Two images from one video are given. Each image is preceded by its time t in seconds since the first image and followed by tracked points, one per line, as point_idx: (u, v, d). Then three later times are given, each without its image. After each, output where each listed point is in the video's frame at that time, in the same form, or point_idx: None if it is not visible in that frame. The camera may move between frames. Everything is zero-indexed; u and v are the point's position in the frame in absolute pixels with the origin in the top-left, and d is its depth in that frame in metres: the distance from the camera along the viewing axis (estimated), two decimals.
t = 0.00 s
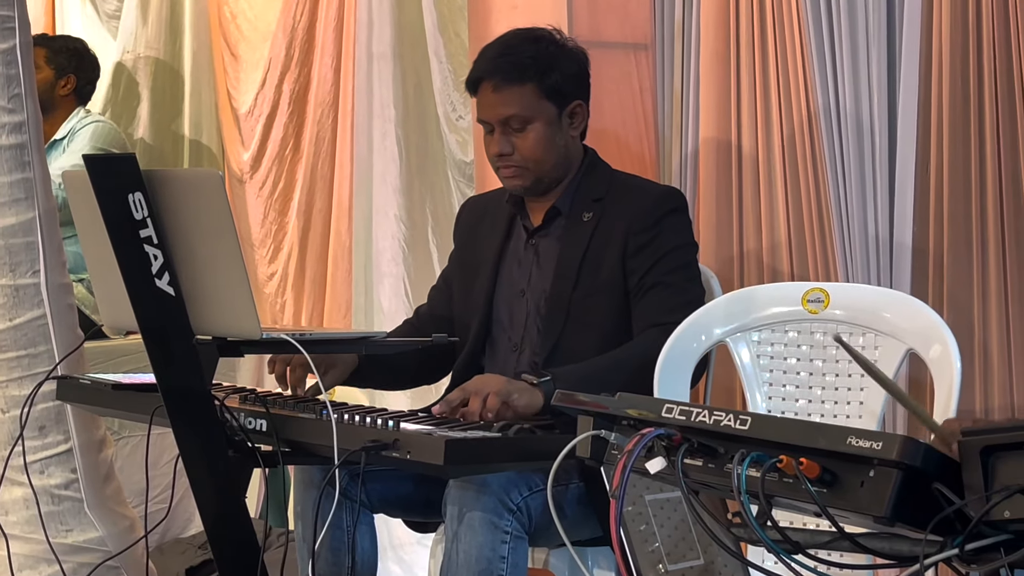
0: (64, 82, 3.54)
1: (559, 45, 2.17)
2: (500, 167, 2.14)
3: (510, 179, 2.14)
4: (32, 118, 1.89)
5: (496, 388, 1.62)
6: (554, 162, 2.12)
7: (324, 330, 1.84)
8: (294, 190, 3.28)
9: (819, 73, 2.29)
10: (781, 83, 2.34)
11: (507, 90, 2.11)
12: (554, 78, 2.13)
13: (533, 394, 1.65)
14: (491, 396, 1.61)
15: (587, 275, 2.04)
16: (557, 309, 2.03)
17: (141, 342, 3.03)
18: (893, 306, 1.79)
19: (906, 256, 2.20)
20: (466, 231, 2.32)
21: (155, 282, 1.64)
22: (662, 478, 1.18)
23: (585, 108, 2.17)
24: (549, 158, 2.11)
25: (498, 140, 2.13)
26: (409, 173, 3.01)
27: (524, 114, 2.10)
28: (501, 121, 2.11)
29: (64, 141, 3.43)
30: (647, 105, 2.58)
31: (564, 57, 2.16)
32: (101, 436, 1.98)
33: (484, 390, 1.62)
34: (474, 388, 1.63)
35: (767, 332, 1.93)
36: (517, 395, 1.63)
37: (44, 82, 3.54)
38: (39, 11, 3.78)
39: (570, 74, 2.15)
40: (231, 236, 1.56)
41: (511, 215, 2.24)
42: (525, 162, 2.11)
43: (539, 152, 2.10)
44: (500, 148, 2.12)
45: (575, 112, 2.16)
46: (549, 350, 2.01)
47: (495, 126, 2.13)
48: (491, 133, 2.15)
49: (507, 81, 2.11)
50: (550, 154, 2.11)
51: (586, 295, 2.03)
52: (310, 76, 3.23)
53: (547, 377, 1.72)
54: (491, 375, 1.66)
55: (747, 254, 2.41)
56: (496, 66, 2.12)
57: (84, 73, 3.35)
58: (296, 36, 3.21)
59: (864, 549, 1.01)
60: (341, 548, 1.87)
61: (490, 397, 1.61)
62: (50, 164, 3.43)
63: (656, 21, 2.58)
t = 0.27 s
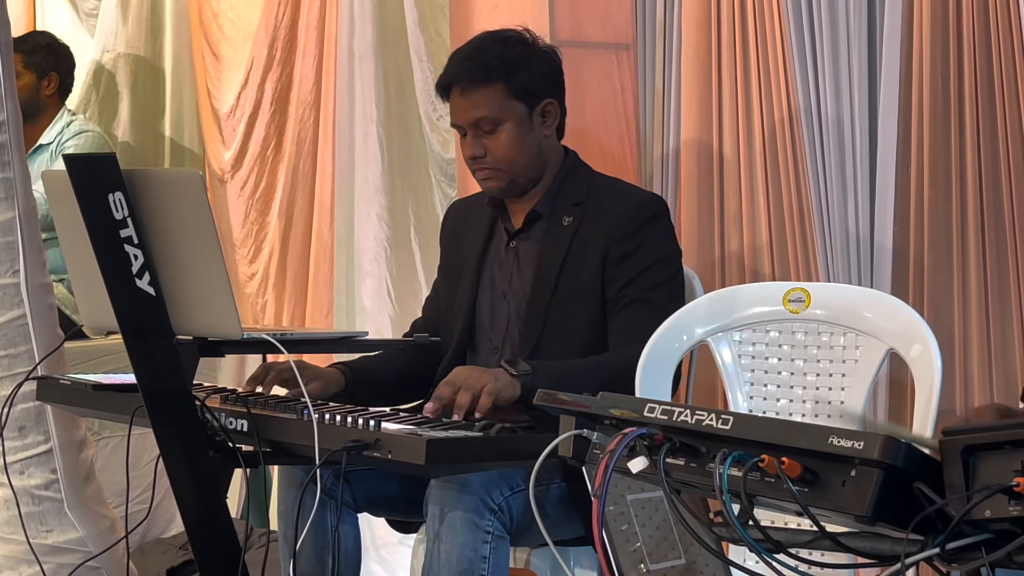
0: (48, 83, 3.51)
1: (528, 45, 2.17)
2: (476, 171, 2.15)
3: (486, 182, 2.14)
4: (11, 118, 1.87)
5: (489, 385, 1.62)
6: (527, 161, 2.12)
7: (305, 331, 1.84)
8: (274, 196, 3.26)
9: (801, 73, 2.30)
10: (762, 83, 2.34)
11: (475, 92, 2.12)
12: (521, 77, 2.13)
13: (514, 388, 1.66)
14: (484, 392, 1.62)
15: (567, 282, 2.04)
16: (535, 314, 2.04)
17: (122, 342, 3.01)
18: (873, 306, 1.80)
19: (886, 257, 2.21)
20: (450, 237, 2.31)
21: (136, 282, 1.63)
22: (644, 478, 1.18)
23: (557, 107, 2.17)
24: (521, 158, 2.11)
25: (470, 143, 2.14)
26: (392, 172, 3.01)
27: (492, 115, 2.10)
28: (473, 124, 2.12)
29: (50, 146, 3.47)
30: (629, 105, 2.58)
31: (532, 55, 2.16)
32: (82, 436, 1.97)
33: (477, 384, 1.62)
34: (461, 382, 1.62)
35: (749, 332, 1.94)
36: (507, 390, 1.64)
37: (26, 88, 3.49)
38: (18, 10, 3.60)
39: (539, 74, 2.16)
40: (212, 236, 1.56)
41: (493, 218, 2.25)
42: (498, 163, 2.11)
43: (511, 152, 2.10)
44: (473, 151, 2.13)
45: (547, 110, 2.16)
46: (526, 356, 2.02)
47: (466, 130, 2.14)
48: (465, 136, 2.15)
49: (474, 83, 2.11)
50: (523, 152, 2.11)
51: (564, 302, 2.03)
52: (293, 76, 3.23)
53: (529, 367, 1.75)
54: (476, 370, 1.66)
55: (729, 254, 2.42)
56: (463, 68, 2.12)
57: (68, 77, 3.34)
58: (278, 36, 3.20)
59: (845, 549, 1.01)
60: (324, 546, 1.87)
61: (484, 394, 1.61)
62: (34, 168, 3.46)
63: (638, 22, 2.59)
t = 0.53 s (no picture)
0: (23, 85, 3.46)
1: (520, 46, 2.16)
2: (466, 173, 2.14)
3: (475, 184, 2.14)
4: None
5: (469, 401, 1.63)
6: (517, 164, 2.11)
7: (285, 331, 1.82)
8: (252, 199, 3.25)
9: (780, 73, 2.30)
10: (741, 84, 2.35)
11: (468, 94, 2.10)
12: (513, 79, 2.12)
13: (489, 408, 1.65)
14: (465, 406, 1.62)
15: (549, 288, 2.03)
16: (517, 319, 2.03)
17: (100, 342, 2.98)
18: (853, 306, 1.81)
19: (866, 257, 2.21)
20: (438, 229, 2.31)
21: (115, 282, 1.61)
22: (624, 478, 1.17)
23: (548, 109, 2.16)
24: (512, 161, 2.10)
25: (460, 145, 2.13)
26: (372, 174, 3.00)
27: (484, 116, 2.09)
28: (464, 126, 2.11)
29: (29, 146, 3.40)
30: (609, 105, 2.58)
31: (523, 56, 2.14)
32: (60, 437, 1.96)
33: (457, 398, 1.63)
34: (442, 395, 1.63)
35: (729, 332, 1.94)
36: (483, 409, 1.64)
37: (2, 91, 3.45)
38: None
39: (532, 76, 2.14)
40: (192, 236, 1.55)
41: (481, 217, 2.24)
42: (488, 166, 2.10)
43: (501, 154, 2.09)
44: (464, 152, 2.11)
45: (538, 113, 2.14)
46: (505, 362, 2.02)
47: (457, 132, 2.13)
48: (455, 137, 2.14)
49: (465, 86, 2.10)
50: (512, 155, 2.10)
51: (546, 307, 2.03)
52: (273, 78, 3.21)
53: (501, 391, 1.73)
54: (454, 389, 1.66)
55: (708, 254, 2.42)
56: (453, 71, 2.11)
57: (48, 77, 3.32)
58: (258, 36, 3.18)
59: (825, 548, 1.01)
60: (304, 548, 1.86)
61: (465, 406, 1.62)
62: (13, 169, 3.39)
63: (618, 22, 2.60)
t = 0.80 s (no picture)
0: None
1: (520, 46, 2.16)
2: (455, 168, 2.13)
3: (464, 181, 2.13)
4: None
5: (446, 402, 1.62)
6: (508, 163, 2.11)
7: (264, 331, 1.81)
8: (230, 201, 3.24)
9: (758, 73, 2.31)
10: (719, 83, 2.36)
11: (463, 91, 2.10)
12: (511, 79, 2.12)
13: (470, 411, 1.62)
14: (441, 409, 1.60)
15: (534, 284, 2.04)
16: (499, 318, 2.02)
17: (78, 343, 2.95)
18: (830, 306, 1.82)
19: (843, 258, 2.21)
20: (419, 225, 2.30)
21: (92, 283, 1.60)
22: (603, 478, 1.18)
23: (542, 111, 2.16)
24: (503, 160, 2.10)
25: (452, 141, 2.12)
26: (351, 174, 2.99)
27: (480, 115, 2.09)
28: (458, 122, 2.10)
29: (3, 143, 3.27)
30: (588, 106, 2.58)
31: (523, 58, 2.14)
32: (39, 439, 2.12)
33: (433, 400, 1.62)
34: (416, 397, 1.62)
35: (707, 332, 1.94)
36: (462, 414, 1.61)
37: None
38: None
39: (528, 77, 2.14)
40: (170, 235, 1.53)
41: (464, 215, 2.23)
42: (479, 163, 2.10)
43: (493, 154, 2.09)
44: (455, 149, 2.11)
45: (531, 114, 2.14)
46: (488, 361, 2.01)
47: (449, 127, 2.11)
48: (447, 133, 2.13)
49: (463, 83, 2.09)
50: (504, 156, 2.10)
51: (530, 306, 2.03)
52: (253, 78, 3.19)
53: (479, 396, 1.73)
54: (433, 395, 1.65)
55: (686, 252, 2.43)
56: (451, 66, 2.10)
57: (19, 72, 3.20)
58: (237, 36, 3.17)
59: (803, 548, 1.01)
60: (282, 550, 1.84)
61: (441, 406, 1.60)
62: None
63: (596, 21, 2.60)
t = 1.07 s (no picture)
0: None
1: (497, 47, 2.16)
2: (432, 167, 2.12)
3: (440, 180, 2.12)
4: None
5: (419, 393, 1.58)
6: (485, 163, 2.10)
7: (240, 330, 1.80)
8: (209, 202, 3.21)
9: (735, 73, 2.31)
10: (697, 85, 2.36)
11: (442, 91, 2.09)
12: (488, 80, 2.11)
13: (447, 398, 1.62)
14: (412, 400, 1.58)
15: (512, 282, 2.03)
16: (479, 318, 2.02)
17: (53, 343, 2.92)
18: (808, 306, 1.83)
19: (820, 258, 2.22)
20: (395, 224, 2.29)
21: (67, 283, 1.58)
22: (581, 478, 1.18)
23: (519, 112, 2.16)
24: (480, 160, 2.09)
25: (430, 140, 2.11)
26: (329, 175, 2.98)
27: (457, 115, 2.08)
28: (436, 121, 2.09)
29: None
30: (565, 106, 2.58)
31: (500, 58, 2.14)
32: (12, 440, 2.13)
33: (404, 390, 1.58)
34: (387, 392, 1.57)
35: (685, 332, 1.95)
36: (435, 401, 1.60)
37: None
38: None
39: (506, 78, 2.14)
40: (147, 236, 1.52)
41: (439, 214, 2.22)
42: (456, 163, 2.09)
43: (471, 154, 2.09)
44: (432, 148, 2.10)
45: (508, 115, 2.15)
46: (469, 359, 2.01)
47: (426, 126, 2.11)
48: (424, 131, 2.12)
49: (442, 82, 2.09)
50: (482, 155, 2.09)
51: (509, 304, 2.02)
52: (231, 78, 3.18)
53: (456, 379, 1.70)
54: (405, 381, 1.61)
55: (663, 252, 2.44)
56: (430, 66, 2.09)
57: None
58: (215, 36, 3.16)
59: (781, 547, 1.01)
60: (259, 551, 1.83)
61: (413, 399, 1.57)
62: None
63: (573, 21, 2.60)
